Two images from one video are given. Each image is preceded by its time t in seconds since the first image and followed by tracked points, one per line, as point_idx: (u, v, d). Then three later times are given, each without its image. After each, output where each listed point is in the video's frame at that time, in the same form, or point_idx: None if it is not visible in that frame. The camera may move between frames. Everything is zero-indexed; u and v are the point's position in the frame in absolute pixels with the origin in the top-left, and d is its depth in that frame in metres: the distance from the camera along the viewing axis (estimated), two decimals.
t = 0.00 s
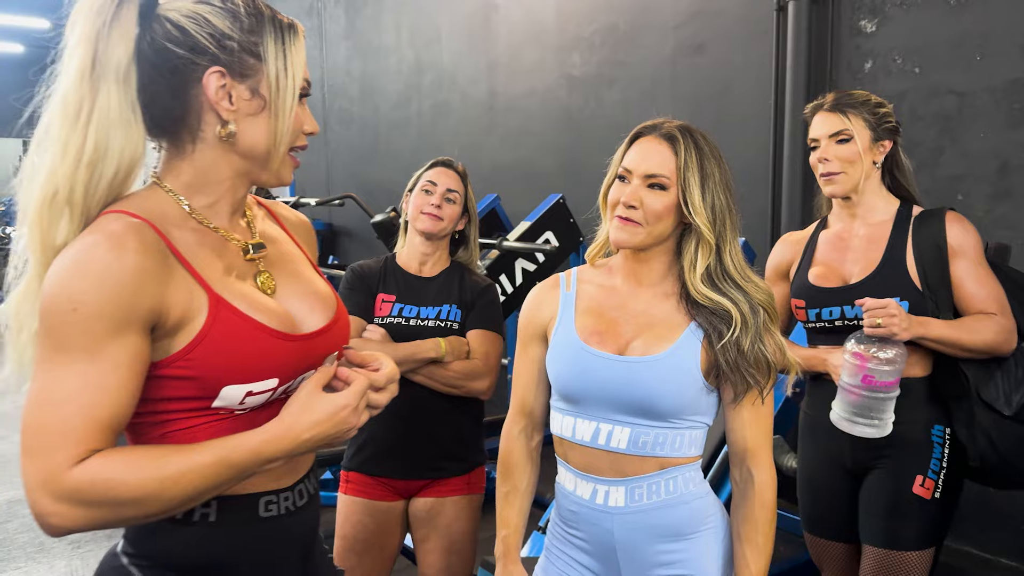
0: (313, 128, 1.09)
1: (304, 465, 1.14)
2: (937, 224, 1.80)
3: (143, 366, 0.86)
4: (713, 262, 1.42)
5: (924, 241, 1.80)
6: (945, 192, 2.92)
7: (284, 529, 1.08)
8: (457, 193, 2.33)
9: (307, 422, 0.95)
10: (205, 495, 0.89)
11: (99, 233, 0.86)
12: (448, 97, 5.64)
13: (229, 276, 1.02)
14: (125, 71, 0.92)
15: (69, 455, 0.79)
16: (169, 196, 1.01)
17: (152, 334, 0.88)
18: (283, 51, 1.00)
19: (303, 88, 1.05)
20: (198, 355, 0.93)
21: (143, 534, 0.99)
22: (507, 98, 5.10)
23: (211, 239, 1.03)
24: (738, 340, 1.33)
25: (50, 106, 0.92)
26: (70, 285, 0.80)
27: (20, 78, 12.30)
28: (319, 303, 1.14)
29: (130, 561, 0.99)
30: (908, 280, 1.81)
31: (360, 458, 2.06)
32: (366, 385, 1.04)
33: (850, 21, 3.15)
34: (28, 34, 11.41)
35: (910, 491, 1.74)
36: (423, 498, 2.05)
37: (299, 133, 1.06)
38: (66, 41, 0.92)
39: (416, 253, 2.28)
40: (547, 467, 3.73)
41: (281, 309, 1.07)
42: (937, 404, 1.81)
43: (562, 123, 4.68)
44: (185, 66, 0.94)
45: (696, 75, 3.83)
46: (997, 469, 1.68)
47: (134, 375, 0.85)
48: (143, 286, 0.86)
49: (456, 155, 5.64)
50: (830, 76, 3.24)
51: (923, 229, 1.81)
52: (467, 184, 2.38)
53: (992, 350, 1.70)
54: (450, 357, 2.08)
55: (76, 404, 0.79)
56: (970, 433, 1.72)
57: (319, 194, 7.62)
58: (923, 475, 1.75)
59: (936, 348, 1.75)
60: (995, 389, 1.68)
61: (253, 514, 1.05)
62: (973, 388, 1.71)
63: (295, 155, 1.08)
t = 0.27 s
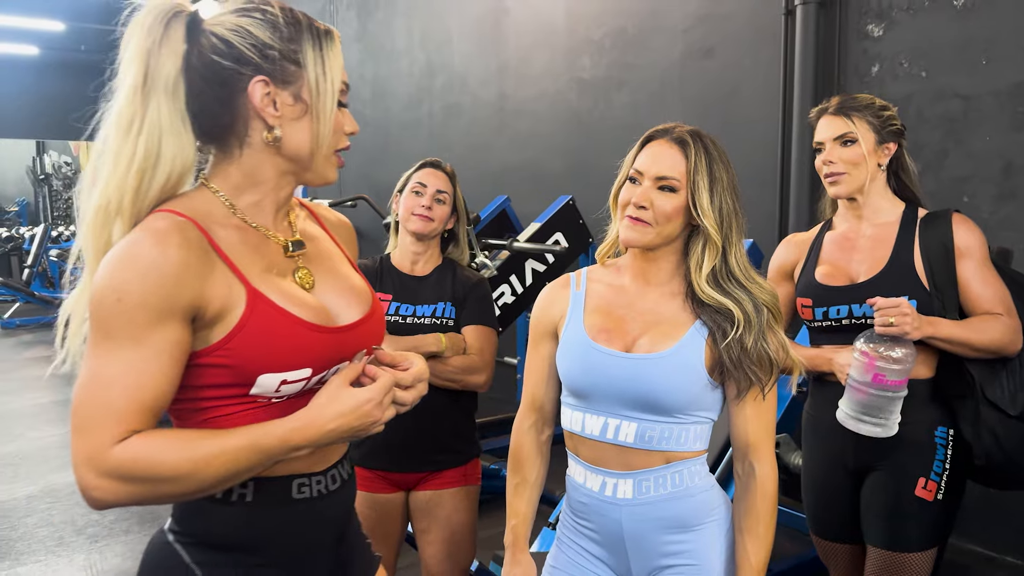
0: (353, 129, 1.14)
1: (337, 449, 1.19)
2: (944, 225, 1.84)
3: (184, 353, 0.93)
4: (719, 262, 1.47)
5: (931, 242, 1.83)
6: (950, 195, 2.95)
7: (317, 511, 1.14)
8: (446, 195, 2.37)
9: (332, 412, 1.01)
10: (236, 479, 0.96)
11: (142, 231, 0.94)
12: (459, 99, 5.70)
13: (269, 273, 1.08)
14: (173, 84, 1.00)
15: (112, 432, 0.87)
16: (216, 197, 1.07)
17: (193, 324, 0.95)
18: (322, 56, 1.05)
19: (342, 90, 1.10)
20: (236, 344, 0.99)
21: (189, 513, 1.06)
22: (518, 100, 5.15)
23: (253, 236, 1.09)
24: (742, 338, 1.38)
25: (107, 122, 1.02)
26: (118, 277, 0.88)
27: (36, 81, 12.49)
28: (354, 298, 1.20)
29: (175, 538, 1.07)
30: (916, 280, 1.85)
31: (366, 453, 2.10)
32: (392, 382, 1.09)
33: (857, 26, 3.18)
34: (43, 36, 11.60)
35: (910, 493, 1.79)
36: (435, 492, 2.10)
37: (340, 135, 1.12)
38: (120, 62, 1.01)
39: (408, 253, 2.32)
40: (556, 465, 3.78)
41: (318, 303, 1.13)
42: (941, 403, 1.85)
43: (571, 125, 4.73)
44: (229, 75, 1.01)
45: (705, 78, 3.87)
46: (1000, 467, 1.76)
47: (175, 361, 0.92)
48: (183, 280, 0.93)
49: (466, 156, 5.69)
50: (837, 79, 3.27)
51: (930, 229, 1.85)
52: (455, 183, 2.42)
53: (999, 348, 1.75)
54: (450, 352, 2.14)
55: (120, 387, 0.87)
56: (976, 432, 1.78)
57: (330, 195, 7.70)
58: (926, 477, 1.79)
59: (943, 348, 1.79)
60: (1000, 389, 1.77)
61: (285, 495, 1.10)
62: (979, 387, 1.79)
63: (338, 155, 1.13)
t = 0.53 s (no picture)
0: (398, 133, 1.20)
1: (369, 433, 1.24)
2: (956, 226, 1.86)
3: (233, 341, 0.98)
4: (724, 261, 1.50)
5: (943, 243, 1.86)
6: (958, 196, 2.97)
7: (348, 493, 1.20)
8: (443, 193, 2.40)
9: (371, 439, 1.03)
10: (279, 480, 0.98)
11: (194, 225, 1.00)
12: (470, 102, 5.75)
13: (312, 271, 1.14)
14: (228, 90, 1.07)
15: (165, 412, 0.91)
16: (264, 195, 1.14)
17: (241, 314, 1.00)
18: (368, 64, 1.12)
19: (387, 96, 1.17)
20: (277, 335, 1.04)
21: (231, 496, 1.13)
22: (528, 103, 5.19)
23: (296, 234, 1.16)
24: (747, 337, 1.41)
25: (168, 128, 1.09)
26: (174, 267, 0.94)
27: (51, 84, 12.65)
28: (388, 297, 1.26)
29: (219, 520, 1.14)
30: (927, 283, 1.88)
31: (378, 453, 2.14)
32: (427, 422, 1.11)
33: (866, 28, 3.21)
34: (59, 40, 11.75)
35: (923, 499, 1.82)
36: (449, 488, 2.14)
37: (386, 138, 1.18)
38: (181, 72, 1.09)
39: (410, 254, 2.35)
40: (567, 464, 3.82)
41: (353, 299, 1.19)
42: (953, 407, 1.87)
43: (581, 128, 4.77)
44: (281, 85, 1.08)
45: (714, 80, 3.90)
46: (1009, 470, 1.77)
47: (224, 348, 0.96)
48: (234, 271, 0.98)
49: (476, 158, 5.74)
50: (846, 81, 3.30)
51: (942, 230, 1.87)
52: (451, 180, 2.45)
53: (1011, 350, 1.77)
54: (451, 352, 2.21)
55: (174, 371, 0.91)
56: (986, 436, 1.78)
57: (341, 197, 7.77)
58: (937, 482, 1.83)
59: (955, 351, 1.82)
60: (1009, 392, 1.78)
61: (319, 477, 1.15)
62: (988, 391, 1.80)
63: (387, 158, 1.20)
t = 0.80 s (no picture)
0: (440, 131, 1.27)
1: (409, 424, 1.34)
2: (977, 225, 1.88)
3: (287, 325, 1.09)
4: (742, 258, 1.53)
5: (963, 243, 1.87)
6: (983, 193, 2.96)
7: (391, 479, 1.29)
8: (464, 192, 2.45)
9: (400, 359, 1.10)
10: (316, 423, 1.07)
11: (256, 219, 1.11)
12: (493, 100, 5.79)
13: (363, 267, 1.23)
14: (281, 96, 1.18)
15: (222, 386, 1.03)
16: (318, 193, 1.24)
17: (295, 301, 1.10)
18: (405, 66, 1.20)
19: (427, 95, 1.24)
20: (328, 324, 1.14)
21: (284, 478, 1.25)
22: (551, 101, 5.23)
23: (348, 230, 1.25)
24: (766, 332, 1.44)
25: (232, 132, 1.22)
26: (234, 256, 1.05)
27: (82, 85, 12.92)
28: (431, 292, 1.35)
29: (273, 499, 1.27)
30: (947, 282, 1.89)
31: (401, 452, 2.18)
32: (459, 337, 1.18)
33: (890, 25, 3.20)
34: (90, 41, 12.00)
35: (944, 497, 1.84)
36: (474, 481, 2.19)
37: (429, 136, 1.25)
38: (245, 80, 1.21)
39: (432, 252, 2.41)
40: (589, 459, 3.86)
41: (399, 293, 1.28)
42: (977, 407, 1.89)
43: (604, 125, 4.79)
44: (324, 91, 1.19)
45: (738, 78, 3.90)
46: None
47: (278, 331, 1.07)
48: (288, 262, 1.08)
49: (500, 157, 5.79)
50: (869, 78, 3.29)
51: (962, 229, 1.89)
52: (473, 180, 2.50)
53: None
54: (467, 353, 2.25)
55: (233, 349, 1.03)
56: (1007, 435, 1.79)
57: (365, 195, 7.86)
58: (958, 480, 1.84)
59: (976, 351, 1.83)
60: None
61: (362, 464, 1.25)
62: (1011, 390, 1.81)
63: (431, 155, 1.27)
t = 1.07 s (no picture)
0: (396, 129, 1.27)
1: (426, 428, 1.37)
2: (962, 230, 1.90)
3: (309, 325, 1.18)
4: (740, 265, 1.55)
5: (948, 247, 1.90)
6: (982, 200, 2.98)
7: (402, 480, 1.33)
8: (470, 202, 2.47)
9: (405, 374, 1.18)
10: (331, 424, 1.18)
11: (285, 224, 1.21)
12: (497, 107, 5.82)
13: (387, 277, 1.30)
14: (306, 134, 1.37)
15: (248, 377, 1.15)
16: (345, 204, 1.36)
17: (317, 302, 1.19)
18: (332, 78, 1.27)
19: (362, 97, 1.26)
20: (343, 324, 1.21)
21: (306, 476, 1.31)
22: (554, 108, 5.26)
23: (372, 240, 1.34)
24: (764, 337, 1.46)
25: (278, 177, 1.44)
26: (263, 257, 1.16)
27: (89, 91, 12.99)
28: (452, 302, 1.41)
29: (295, 497, 1.33)
30: (931, 284, 1.92)
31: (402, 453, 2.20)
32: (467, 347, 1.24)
33: (890, 33, 3.22)
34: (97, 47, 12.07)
35: (928, 494, 1.86)
36: (477, 487, 2.20)
37: (381, 139, 1.27)
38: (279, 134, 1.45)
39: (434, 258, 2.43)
40: (589, 465, 3.87)
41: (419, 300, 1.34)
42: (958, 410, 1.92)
43: (607, 132, 4.82)
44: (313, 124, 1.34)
45: (739, 85, 3.93)
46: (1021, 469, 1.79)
47: (300, 329, 1.17)
48: (310, 266, 1.17)
49: (503, 163, 5.82)
50: (870, 86, 3.32)
51: (947, 234, 1.91)
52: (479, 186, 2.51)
53: (1015, 352, 1.82)
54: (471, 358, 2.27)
55: (260, 344, 1.15)
56: (983, 437, 1.85)
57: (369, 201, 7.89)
58: (940, 479, 1.86)
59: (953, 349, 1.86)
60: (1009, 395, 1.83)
61: (377, 464, 1.30)
62: (989, 393, 1.85)
63: (383, 157, 1.28)
